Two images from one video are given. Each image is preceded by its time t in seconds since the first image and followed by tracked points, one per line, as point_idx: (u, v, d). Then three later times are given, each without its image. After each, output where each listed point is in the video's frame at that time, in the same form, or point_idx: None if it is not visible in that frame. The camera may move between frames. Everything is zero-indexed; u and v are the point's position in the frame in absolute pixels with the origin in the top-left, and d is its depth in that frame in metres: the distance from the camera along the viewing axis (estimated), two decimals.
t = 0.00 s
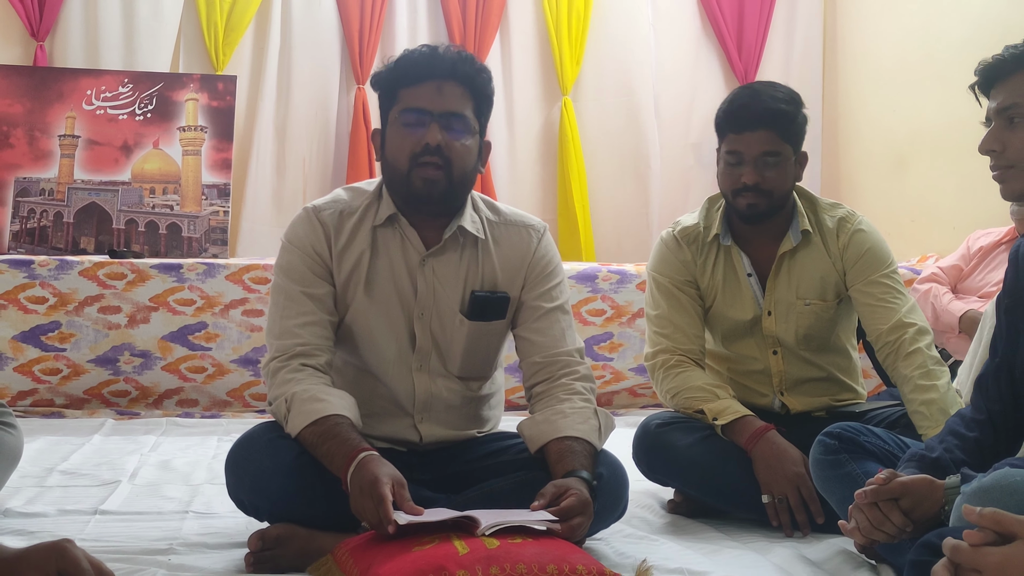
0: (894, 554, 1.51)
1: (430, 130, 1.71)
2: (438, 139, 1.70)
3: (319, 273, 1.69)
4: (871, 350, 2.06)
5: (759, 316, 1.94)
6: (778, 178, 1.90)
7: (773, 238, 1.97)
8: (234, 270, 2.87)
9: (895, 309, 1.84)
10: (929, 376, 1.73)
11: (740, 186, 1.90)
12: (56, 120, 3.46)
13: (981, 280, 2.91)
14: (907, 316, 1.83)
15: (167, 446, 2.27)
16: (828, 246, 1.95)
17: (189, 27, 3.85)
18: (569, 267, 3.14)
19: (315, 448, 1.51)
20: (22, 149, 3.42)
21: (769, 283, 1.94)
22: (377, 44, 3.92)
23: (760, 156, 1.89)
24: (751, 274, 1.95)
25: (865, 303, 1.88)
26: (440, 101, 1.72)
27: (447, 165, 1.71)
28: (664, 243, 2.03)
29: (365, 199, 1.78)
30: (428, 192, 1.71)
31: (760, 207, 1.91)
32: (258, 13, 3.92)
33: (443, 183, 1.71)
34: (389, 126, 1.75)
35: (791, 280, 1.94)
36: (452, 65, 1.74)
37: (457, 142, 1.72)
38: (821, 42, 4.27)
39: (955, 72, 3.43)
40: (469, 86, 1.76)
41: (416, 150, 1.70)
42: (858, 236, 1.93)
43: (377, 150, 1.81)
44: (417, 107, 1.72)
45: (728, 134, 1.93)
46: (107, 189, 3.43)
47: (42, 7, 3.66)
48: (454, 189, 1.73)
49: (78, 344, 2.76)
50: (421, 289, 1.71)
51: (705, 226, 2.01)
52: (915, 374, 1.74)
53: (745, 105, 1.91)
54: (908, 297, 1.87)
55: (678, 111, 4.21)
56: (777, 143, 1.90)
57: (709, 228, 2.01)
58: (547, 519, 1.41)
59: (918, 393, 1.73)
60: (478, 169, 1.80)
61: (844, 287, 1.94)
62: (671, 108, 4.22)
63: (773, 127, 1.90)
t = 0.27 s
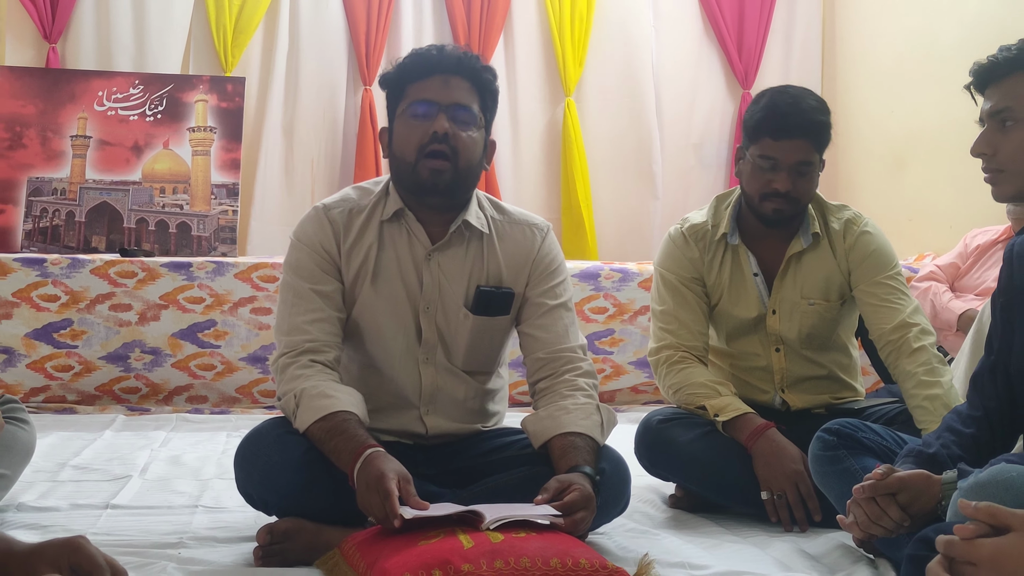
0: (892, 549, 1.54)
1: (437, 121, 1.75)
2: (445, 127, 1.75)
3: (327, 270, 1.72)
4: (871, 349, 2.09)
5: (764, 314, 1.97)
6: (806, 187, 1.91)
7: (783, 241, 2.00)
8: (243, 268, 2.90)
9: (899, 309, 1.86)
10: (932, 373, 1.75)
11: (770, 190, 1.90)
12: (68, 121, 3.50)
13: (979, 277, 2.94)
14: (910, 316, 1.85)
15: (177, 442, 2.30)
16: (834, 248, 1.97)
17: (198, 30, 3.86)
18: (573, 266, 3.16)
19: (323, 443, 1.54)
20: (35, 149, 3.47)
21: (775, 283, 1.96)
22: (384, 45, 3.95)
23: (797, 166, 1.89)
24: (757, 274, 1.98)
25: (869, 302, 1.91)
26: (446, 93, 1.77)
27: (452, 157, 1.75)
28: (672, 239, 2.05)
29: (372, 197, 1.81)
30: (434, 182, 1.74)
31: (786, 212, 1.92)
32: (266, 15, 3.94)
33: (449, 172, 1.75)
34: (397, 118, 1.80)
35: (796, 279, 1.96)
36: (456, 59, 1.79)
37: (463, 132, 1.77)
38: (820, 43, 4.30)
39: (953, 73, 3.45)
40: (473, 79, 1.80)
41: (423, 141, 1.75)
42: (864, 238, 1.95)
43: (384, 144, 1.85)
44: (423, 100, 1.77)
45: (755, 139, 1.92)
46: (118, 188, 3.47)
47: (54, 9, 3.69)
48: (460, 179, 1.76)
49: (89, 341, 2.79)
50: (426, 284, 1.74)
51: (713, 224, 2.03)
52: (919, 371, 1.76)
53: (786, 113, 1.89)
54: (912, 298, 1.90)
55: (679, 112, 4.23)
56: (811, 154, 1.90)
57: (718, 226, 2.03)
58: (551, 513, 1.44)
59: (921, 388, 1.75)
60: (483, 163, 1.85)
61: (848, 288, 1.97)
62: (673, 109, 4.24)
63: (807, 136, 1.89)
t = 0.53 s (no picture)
0: (890, 541, 1.57)
1: (448, 111, 1.78)
2: (456, 119, 1.77)
3: (335, 265, 1.75)
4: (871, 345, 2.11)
5: (768, 311, 1.99)
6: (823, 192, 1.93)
7: (789, 238, 2.01)
8: (251, 265, 2.93)
9: (901, 307, 1.88)
10: (933, 368, 1.78)
11: (786, 192, 1.91)
12: (79, 119, 3.53)
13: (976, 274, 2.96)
14: (912, 313, 1.88)
15: (186, 435, 2.33)
16: (838, 246, 1.99)
17: (207, 28, 3.89)
18: (576, 262, 3.19)
19: (330, 436, 1.56)
20: (46, 147, 3.48)
21: (780, 281, 1.98)
22: (390, 43, 3.98)
23: (815, 170, 1.90)
24: (762, 271, 1.99)
25: (872, 299, 1.93)
26: (457, 85, 1.80)
27: (465, 146, 1.78)
28: (677, 235, 2.07)
29: (380, 192, 1.84)
30: (445, 168, 1.77)
31: (800, 214, 1.94)
32: (274, 14, 3.98)
33: (460, 158, 1.77)
34: (407, 112, 1.83)
35: (801, 277, 1.98)
36: (465, 55, 1.83)
37: (473, 122, 1.79)
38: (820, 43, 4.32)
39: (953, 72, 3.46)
40: (482, 74, 1.84)
41: (435, 129, 1.77)
42: (867, 237, 1.97)
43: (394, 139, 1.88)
44: (434, 92, 1.80)
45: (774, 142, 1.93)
46: (128, 185, 3.51)
47: (65, 9, 3.72)
48: (469, 169, 1.79)
49: (100, 336, 2.83)
50: (432, 277, 1.76)
51: (719, 220, 2.05)
52: (921, 366, 1.79)
53: (810, 117, 1.90)
54: (914, 296, 1.92)
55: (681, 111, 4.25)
56: (830, 159, 1.91)
57: (723, 223, 2.05)
58: (554, 505, 1.46)
59: (923, 383, 1.77)
60: (491, 158, 1.87)
61: (851, 286, 1.99)
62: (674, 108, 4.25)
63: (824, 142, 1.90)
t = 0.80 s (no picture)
0: (890, 534, 1.60)
1: (461, 108, 1.81)
2: (469, 115, 1.80)
3: (345, 261, 1.78)
4: (871, 340, 2.14)
5: (768, 308, 2.02)
6: (817, 190, 1.96)
7: (789, 236, 2.04)
8: (261, 263, 2.98)
9: (899, 303, 1.91)
10: (932, 364, 1.80)
11: (783, 191, 1.94)
12: (93, 120, 3.59)
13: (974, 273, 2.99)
14: (911, 309, 1.90)
15: (197, 430, 2.36)
16: (837, 243, 2.02)
17: (219, 32, 4.00)
18: (580, 260, 3.22)
19: (339, 431, 1.59)
20: (61, 148, 3.54)
21: (780, 278, 2.00)
22: (399, 46, 4.09)
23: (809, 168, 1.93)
24: (762, 269, 2.02)
25: (871, 295, 1.96)
26: (470, 83, 1.83)
27: (477, 139, 1.80)
28: (678, 233, 2.10)
29: (389, 189, 1.87)
30: (457, 159, 1.80)
31: (798, 213, 1.96)
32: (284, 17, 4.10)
33: (472, 151, 1.80)
34: (421, 108, 1.86)
35: (800, 275, 2.01)
36: (477, 56, 1.86)
37: (485, 119, 1.82)
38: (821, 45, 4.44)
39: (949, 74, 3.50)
40: (494, 74, 1.87)
41: (448, 123, 1.81)
42: (866, 234, 2.00)
43: (405, 137, 1.91)
44: (448, 90, 1.83)
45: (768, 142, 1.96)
46: (141, 185, 3.56)
47: (80, 12, 3.83)
48: (481, 161, 1.82)
49: (113, 334, 2.87)
50: (440, 270, 1.80)
51: (719, 219, 2.08)
52: (919, 362, 1.81)
53: (802, 117, 1.93)
54: (912, 293, 1.95)
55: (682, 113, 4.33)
56: (824, 157, 1.94)
57: (723, 221, 2.08)
58: (558, 500, 1.49)
59: (921, 379, 1.80)
60: (500, 156, 1.90)
61: (850, 283, 2.02)
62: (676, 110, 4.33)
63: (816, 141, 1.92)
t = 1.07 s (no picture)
0: (880, 537, 1.63)
1: (459, 118, 1.85)
2: (466, 125, 1.84)
3: (346, 266, 1.81)
4: (860, 344, 2.17)
5: (757, 313, 2.05)
6: (793, 194, 1.98)
7: (775, 241, 2.07)
8: (261, 269, 3.04)
9: (886, 309, 1.94)
10: (919, 369, 1.83)
11: (757, 199, 1.98)
12: (96, 128, 3.64)
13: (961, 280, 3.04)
14: (897, 315, 1.93)
15: (199, 433, 2.40)
16: (823, 248, 2.05)
17: (219, 39, 4.11)
18: (575, 266, 3.24)
19: (339, 435, 1.62)
20: (65, 155, 3.59)
21: (767, 284, 2.04)
22: (396, 56, 4.22)
23: (782, 174, 1.96)
24: (750, 275, 2.05)
25: (858, 302, 1.99)
26: (466, 93, 1.86)
27: (473, 148, 1.84)
28: (668, 241, 2.13)
29: (389, 196, 1.90)
30: (455, 166, 1.83)
31: (775, 219, 1.99)
32: (283, 30, 4.21)
33: (469, 158, 1.83)
34: (418, 117, 1.90)
35: (788, 281, 2.03)
36: (473, 66, 1.89)
37: (481, 128, 1.86)
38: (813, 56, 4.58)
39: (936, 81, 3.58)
40: (489, 83, 1.90)
41: (445, 132, 1.84)
42: (852, 241, 2.03)
43: (404, 144, 1.95)
44: (445, 99, 1.86)
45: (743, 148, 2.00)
46: (143, 192, 3.62)
47: (82, 23, 3.92)
48: (478, 169, 1.85)
49: (116, 338, 2.91)
50: (439, 275, 1.82)
51: (708, 226, 2.11)
52: (906, 367, 1.85)
53: (774, 124, 1.96)
54: (899, 298, 1.98)
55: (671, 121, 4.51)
56: (798, 163, 1.96)
57: (712, 229, 2.11)
58: (555, 502, 1.52)
59: (908, 384, 1.83)
60: (497, 165, 1.94)
61: (837, 288, 2.05)
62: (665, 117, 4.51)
63: (794, 146, 1.96)
